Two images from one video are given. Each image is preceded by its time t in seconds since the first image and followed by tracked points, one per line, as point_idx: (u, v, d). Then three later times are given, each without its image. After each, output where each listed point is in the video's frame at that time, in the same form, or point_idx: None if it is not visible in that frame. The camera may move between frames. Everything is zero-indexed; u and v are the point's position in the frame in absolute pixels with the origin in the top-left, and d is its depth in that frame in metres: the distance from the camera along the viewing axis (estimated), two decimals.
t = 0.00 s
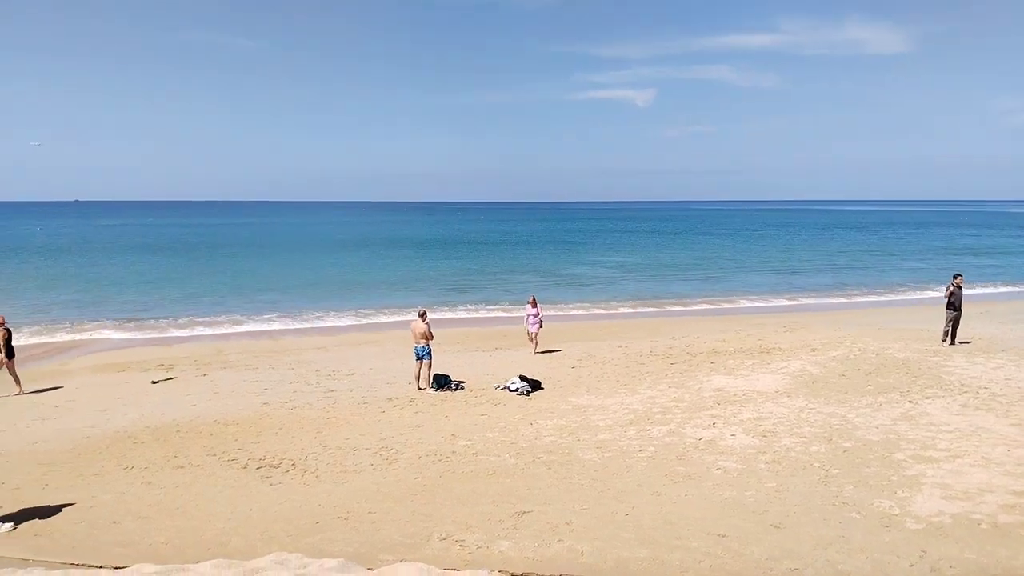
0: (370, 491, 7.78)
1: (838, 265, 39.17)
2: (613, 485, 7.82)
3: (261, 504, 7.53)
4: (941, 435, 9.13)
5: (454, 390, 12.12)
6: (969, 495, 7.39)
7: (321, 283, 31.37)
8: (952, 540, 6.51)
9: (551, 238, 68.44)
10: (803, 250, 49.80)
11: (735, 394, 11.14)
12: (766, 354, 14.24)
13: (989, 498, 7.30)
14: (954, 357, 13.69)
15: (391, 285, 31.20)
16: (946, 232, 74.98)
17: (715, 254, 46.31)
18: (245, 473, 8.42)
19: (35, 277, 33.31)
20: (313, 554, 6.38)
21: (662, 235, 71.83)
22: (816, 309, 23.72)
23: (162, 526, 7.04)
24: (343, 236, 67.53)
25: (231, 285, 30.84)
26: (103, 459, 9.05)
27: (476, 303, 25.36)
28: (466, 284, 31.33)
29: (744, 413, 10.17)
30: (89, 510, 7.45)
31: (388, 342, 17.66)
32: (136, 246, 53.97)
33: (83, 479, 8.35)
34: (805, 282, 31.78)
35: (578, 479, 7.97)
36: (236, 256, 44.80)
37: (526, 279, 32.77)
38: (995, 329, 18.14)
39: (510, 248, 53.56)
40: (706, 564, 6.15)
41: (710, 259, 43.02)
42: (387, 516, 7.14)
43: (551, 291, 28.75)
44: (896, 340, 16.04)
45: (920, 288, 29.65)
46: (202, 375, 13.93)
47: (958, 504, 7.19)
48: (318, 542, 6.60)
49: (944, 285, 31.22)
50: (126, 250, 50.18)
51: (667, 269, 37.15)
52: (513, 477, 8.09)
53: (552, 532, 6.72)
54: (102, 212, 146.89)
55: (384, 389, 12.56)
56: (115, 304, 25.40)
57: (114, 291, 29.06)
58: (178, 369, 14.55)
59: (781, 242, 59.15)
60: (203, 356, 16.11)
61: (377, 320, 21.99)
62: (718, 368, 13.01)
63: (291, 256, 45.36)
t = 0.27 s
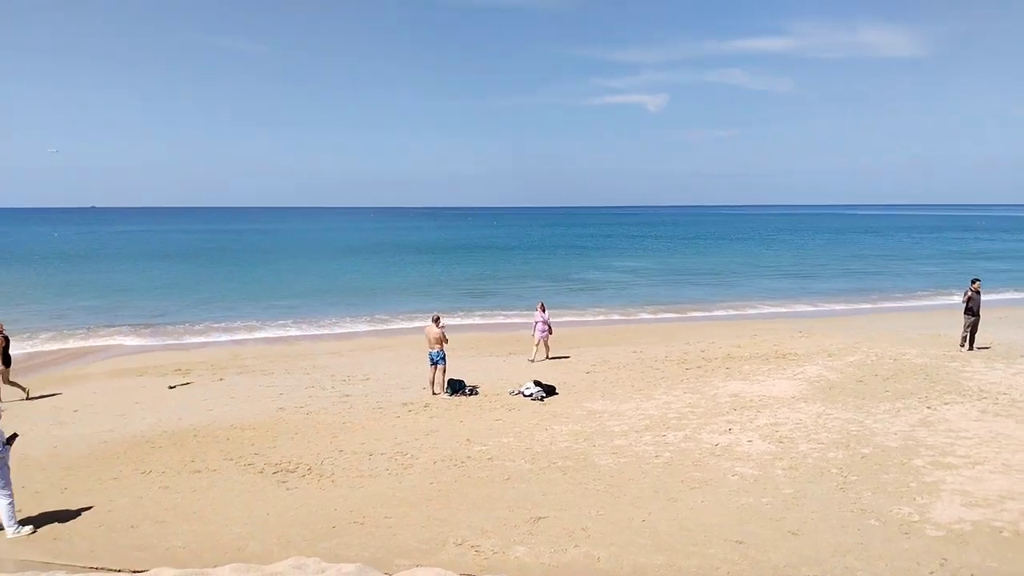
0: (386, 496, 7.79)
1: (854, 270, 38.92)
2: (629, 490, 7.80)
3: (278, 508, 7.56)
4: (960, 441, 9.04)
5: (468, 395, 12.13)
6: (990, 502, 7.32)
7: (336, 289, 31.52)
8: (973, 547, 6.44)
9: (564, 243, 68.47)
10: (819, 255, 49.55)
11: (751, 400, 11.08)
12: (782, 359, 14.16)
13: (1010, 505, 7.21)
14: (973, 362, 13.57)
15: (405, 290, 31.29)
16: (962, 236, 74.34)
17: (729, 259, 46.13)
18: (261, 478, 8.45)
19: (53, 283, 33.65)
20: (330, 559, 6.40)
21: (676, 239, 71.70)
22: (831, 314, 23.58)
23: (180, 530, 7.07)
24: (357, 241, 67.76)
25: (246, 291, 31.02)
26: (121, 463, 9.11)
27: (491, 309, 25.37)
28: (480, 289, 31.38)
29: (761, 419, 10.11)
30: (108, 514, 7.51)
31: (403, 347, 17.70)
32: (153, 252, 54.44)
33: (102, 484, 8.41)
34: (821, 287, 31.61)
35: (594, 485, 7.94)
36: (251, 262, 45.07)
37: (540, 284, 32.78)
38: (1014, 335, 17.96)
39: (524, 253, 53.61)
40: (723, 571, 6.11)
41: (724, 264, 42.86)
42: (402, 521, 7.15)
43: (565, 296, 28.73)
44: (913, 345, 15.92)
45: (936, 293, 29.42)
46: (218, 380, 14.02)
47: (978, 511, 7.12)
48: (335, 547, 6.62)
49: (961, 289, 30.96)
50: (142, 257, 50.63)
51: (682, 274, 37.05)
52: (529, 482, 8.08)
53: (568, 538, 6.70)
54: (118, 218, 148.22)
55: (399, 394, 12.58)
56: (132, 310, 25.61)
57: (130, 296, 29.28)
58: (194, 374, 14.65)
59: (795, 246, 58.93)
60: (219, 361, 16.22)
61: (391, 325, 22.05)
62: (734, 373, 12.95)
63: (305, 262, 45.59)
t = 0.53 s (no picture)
0: (401, 495, 7.81)
1: (869, 268, 38.66)
2: (644, 490, 7.77)
3: (293, 507, 7.59)
4: (978, 440, 8.95)
5: (481, 394, 12.13)
6: (1009, 501, 7.24)
7: (349, 289, 31.62)
8: (992, 547, 6.38)
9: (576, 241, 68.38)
10: (833, 253, 49.26)
11: (766, 398, 11.02)
12: (796, 358, 14.09)
13: None
14: (991, 361, 13.44)
15: (418, 289, 31.36)
16: (979, 233, 73.69)
17: (742, 258, 45.97)
18: (276, 477, 8.49)
19: (69, 284, 33.97)
20: (345, 558, 6.42)
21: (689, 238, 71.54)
22: (846, 313, 23.44)
23: (196, 529, 7.11)
24: (370, 241, 67.95)
25: (260, 291, 31.17)
26: (138, 463, 9.18)
27: (503, 308, 25.38)
28: (492, 288, 31.40)
29: (776, 418, 10.05)
30: (125, 513, 7.56)
31: (416, 346, 17.74)
32: (167, 253, 54.82)
33: (119, 483, 8.47)
34: (835, 285, 31.40)
35: (608, 484, 7.93)
36: (264, 263, 45.32)
37: (553, 284, 32.75)
38: None
39: (536, 253, 53.61)
40: (740, 570, 6.08)
41: (737, 262, 42.69)
42: (417, 520, 7.16)
43: (578, 296, 28.70)
44: (930, 343, 15.79)
45: (953, 291, 29.18)
46: (233, 379, 14.10)
47: (998, 510, 7.05)
48: (350, 546, 6.64)
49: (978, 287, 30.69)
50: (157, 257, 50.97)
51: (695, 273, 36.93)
52: (543, 481, 8.07)
53: (583, 537, 6.69)
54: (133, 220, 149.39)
55: (413, 393, 12.60)
56: (147, 310, 25.80)
57: (145, 297, 29.51)
58: (209, 373, 14.73)
59: (809, 244, 58.62)
60: (234, 360, 16.30)
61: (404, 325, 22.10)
62: (748, 372, 12.90)
63: (318, 262, 45.78)
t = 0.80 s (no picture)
0: (418, 501, 7.82)
1: (888, 274, 38.32)
2: (662, 497, 7.74)
3: (312, 513, 7.62)
4: (1002, 448, 8.84)
5: (498, 400, 12.14)
6: None
7: (365, 296, 31.76)
8: (1016, 557, 6.29)
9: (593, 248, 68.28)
10: (852, 259, 48.88)
11: (785, 406, 10.95)
12: (816, 365, 13.98)
13: None
14: (1014, 368, 13.28)
15: (434, 296, 31.44)
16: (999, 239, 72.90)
17: (760, 264, 45.69)
18: (295, 483, 8.53)
19: (90, 291, 34.38)
20: (364, 563, 6.44)
21: (706, 244, 71.27)
22: (865, 319, 23.24)
23: (215, 535, 7.15)
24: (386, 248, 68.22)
25: (277, 298, 31.40)
26: (158, 468, 9.25)
27: (520, 315, 25.38)
28: (509, 295, 31.42)
29: (795, 425, 9.98)
30: (145, 518, 7.62)
31: (433, 353, 17.78)
32: (186, 260, 55.31)
33: (140, 488, 8.54)
34: (854, 291, 31.16)
35: (626, 492, 7.90)
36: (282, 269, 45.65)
37: (569, 290, 32.75)
38: None
39: (552, 259, 53.57)
40: None
41: (754, 269, 42.45)
42: (434, 527, 7.16)
43: (594, 302, 28.66)
44: (951, 350, 15.62)
45: (974, 298, 28.85)
46: (251, 385, 14.20)
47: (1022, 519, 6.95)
48: (368, 552, 6.66)
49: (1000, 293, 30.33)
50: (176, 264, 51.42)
51: (712, 279, 36.76)
52: (561, 488, 8.05)
53: (601, 545, 6.67)
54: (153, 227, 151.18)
55: (430, 399, 12.63)
56: (166, 317, 26.03)
57: (165, 304, 29.82)
58: (228, 379, 14.85)
59: (827, 250, 58.22)
60: (252, 366, 16.42)
61: (420, 332, 22.16)
62: (767, 379, 12.82)
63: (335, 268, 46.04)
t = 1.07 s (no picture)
0: (431, 499, 7.84)
1: (902, 272, 38.06)
2: (675, 496, 7.73)
3: (325, 511, 7.66)
4: (1018, 447, 8.76)
5: (510, 399, 12.14)
6: None
7: (377, 295, 31.85)
8: None
9: (604, 246, 68.21)
10: (865, 256, 48.57)
11: (798, 404, 10.90)
12: (829, 364, 13.90)
13: None
14: None
15: (446, 295, 31.49)
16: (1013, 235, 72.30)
17: (772, 262, 45.47)
18: (308, 481, 8.56)
19: (104, 291, 34.67)
20: (377, 561, 6.46)
21: (719, 242, 71.02)
22: (879, 317, 23.09)
23: (230, 533, 7.20)
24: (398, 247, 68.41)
25: (289, 297, 31.54)
26: (173, 466, 9.31)
27: (531, 313, 25.38)
28: (520, 293, 31.43)
29: (809, 423, 9.94)
30: (160, 516, 7.67)
31: (444, 351, 17.80)
32: (199, 260, 55.63)
33: (155, 486, 8.60)
34: (868, 289, 30.98)
35: (639, 490, 7.89)
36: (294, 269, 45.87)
37: (581, 289, 32.71)
38: None
39: (563, 257, 53.49)
40: None
41: (767, 266, 42.23)
42: (448, 524, 7.18)
43: (606, 300, 28.63)
44: (966, 348, 15.50)
45: (989, 295, 28.60)
46: (265, 384, 14.27)
47: None
48: (382, 550, 6.68)
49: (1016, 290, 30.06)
50: (189, 264, 51.72)
51: (724, 277, 36.63)
52: (573, 486, 8.05)
53: (614, 543, 6.66)
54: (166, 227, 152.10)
55: (442, 398, 12.65)
56: (180, 317, 26.20)
57: (178, 304, 30.04)
58: (242, 378, 14.93)
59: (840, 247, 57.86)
60: (265, 365, 16.51)
61: (432, 331, 22.20)
62: (780, 377, 12.77)
63: (347, 268, 46.19)
